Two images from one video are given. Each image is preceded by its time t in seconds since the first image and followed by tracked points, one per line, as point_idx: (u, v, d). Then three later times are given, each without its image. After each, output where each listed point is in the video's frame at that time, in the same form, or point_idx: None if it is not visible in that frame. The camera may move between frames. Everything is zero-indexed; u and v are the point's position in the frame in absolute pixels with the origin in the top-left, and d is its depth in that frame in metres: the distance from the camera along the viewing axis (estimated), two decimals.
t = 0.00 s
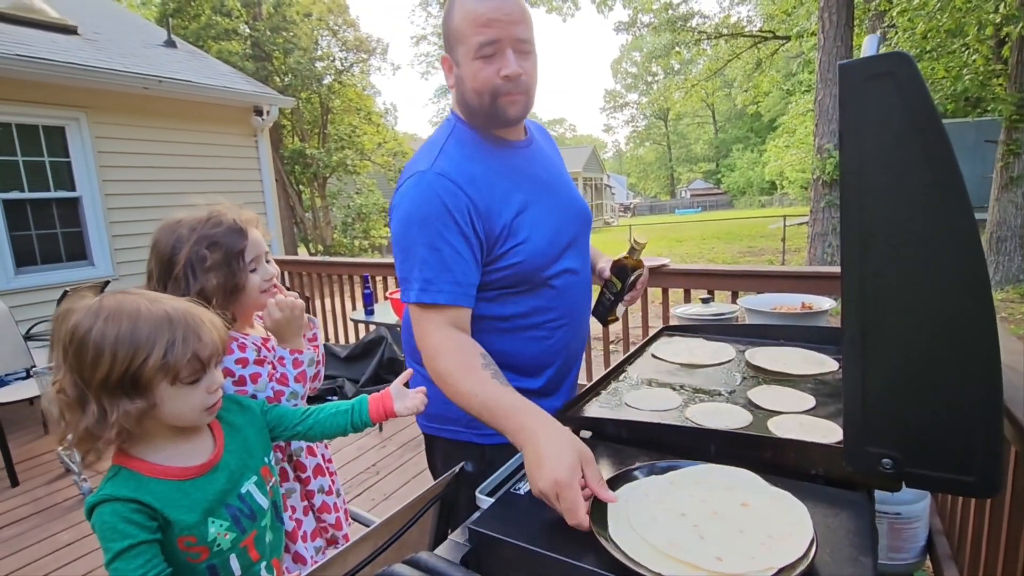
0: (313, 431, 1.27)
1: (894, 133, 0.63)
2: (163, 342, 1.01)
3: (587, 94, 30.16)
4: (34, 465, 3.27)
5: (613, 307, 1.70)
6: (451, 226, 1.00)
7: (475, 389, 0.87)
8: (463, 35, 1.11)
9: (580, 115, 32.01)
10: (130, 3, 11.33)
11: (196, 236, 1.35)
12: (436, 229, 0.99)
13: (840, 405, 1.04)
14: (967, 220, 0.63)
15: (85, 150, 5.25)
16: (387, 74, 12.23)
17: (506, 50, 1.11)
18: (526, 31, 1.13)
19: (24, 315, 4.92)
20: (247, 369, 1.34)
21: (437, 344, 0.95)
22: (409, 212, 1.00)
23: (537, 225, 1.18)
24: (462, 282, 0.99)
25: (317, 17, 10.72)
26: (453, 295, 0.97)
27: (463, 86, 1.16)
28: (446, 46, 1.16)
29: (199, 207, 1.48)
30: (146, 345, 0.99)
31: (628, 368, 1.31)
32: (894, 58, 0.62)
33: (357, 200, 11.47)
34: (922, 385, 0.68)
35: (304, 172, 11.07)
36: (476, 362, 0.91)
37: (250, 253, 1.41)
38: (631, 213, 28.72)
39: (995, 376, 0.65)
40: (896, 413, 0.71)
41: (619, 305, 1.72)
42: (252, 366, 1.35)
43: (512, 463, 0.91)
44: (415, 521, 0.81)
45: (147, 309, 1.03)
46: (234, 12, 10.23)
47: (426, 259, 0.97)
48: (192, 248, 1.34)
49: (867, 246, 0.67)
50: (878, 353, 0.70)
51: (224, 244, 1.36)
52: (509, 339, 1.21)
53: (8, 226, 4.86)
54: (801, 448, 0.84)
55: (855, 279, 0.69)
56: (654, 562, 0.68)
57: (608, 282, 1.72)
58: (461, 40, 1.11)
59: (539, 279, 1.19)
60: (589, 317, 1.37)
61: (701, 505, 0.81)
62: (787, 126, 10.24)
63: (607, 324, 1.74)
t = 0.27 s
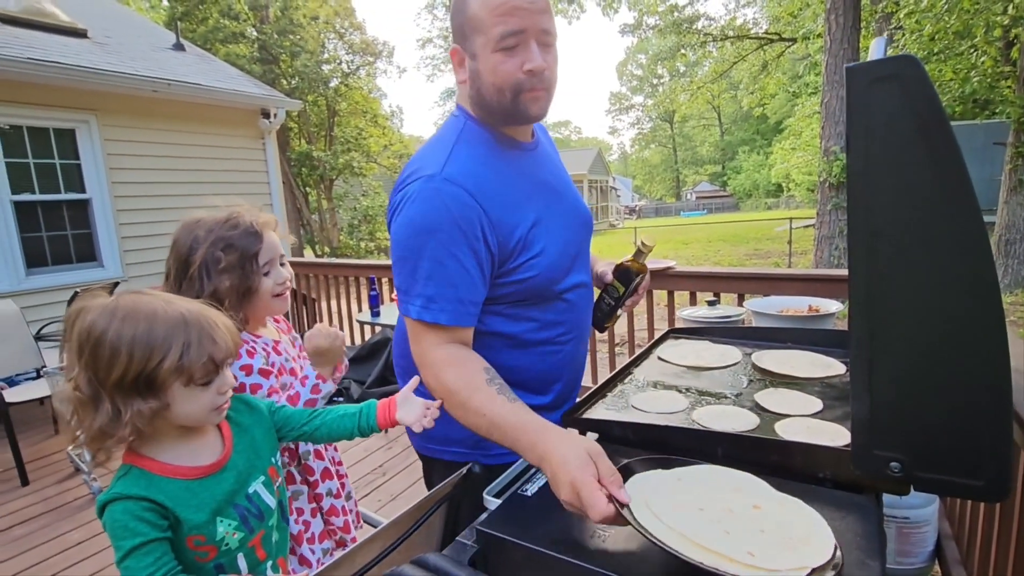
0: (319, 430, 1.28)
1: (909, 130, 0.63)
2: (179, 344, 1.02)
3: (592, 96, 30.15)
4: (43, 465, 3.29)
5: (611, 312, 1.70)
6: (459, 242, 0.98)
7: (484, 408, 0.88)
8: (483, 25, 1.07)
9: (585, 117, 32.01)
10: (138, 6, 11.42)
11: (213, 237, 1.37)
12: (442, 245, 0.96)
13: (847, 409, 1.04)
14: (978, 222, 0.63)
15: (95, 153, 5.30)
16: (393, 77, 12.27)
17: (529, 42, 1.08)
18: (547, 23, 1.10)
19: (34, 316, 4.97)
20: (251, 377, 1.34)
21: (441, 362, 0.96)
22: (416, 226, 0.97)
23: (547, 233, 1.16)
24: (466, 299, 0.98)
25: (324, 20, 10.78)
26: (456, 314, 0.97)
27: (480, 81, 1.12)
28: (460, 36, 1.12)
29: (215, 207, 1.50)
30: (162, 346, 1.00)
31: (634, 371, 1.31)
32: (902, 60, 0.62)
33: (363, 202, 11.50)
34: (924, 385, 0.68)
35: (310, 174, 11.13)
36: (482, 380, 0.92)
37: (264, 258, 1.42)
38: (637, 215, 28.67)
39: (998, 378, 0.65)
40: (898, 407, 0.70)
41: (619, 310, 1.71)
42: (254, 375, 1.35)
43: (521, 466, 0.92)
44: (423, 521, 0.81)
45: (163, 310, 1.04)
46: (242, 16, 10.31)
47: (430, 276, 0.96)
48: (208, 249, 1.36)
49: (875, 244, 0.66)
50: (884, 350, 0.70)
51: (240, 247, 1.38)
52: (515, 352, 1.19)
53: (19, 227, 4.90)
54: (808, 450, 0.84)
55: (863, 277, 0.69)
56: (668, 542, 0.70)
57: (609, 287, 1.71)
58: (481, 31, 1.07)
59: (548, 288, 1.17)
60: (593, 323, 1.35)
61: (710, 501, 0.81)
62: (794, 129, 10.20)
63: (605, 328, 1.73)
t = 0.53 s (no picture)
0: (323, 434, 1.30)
1: (919, 133, 0.63)
2: (188, 345, 1.03)
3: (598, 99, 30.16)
4: (53, 464, 3.32)
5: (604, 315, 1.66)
6: (501, 253, 0.84)
7: (546, 437, 0.72)
8: (505, 18, 0.94)
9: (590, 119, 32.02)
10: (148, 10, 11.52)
11: (224, 243, 1.40)
12: (483, 256, 0.81)
13: (855, 412, 1.04)
14: (990, 227, 0.62)
15: (105, 156, 5.35)
16: (400, 80, 12.33)
17: (554, 39, 0.96)
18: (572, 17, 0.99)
19: (45, 316, 5.01)
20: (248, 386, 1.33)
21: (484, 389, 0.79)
22: (453, 233, 0.81)
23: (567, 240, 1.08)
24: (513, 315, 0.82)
25: (331, 24, 10.85)
26: (506, 333, 0.80)
27: (499, 81, 1.00)
28: (473, 32, 0.99)
29: (230, 212, 1.53)
30: (173, 347, 1.01)
31: (641, 373, 1.31)
32: (914, 64, 0.62)
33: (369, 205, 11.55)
34: (926, 386, 0.68)
35: (317, 177, 11.18)
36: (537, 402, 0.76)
37: (271, 267, 1.42)
38: (642, 218, 28.64)
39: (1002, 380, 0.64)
40: (900, 401, 0.70)
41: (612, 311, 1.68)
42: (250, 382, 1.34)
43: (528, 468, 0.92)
44: (430, 522, 0.82)
45: (172, 312, 1.05)
46: (250, 19, 10.39)
47: (472, 292, 0.80)
48: (218, 254, 1.39)
49: (881, 247, 0.67)
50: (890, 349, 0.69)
51: (247, 254, 1.40)
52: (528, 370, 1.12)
53: (30, 229, 4.95)
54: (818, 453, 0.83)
55: (871, 279, 0.69)
56: (794, 574, 0.60)
57: (606, 288, 1.68)
58: (501, 25, 0.94)
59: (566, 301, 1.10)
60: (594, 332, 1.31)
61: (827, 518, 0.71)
62: (801, 132, 10.18)
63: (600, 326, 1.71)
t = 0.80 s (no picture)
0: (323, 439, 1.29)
1: (924, 138, 0.62)
2: (187, 347, 1.03)
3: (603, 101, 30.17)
4: (60, 464, 3.34)
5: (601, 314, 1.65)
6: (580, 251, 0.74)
7: (726, 474, 0.58)
8: (529, 23, 0.87)
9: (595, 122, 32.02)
10: (157, 13, 11.60)
11: (226, 244, 1.41)
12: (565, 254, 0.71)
13: (861, 416, 1.03)
14: (993, 234, 0.61)
15: (113, 158, 5.39)
16: (405, 83, 12.37)
17: (579, 42, 0.89)
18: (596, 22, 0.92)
19: (52, 317, 5.05)
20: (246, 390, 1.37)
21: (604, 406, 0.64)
22: (533, 230, 0.71)
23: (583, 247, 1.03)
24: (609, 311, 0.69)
25: (338, 27, 10.91)
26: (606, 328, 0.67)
27: (522, 88, 0.92)
28: (491, 37, 0.92)
29: (242, 211, 1.55)
30: (172, 349, 1.02)
31: (645, 376, 1.31)
32: (918, 67, 0.62)
33: (375, 207, 11.59)
34: (920, 388, 0.68)
35: (323, 179, 11.23)
36: (704, 428, 0.61)
37: (270, 268, 1.42)
38: (647, 220, 28.60)
39: (990, 382, 0.64)
40: (893, 399, 0.70)
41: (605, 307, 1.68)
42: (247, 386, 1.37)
43: (531, 469, 0.91)
44: (432, 523, 0.82)
45: (171, 314, 1.06)
46: (257, 23, 10.47)
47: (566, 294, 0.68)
48: (220, 255, 1.41)
49: (887, 253, 0.66)
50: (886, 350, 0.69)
51: (246, 256, 1.40)
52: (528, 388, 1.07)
53: (39, 230, 4.99)
54: (822, 457, 0.83)
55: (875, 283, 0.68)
56: None
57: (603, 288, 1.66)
58: (526, 30, 0.87)
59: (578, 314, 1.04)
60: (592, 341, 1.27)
61: None
62: (807, 134, 10.14)
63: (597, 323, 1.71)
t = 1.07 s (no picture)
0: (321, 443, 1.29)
1: (923, 143, 0.62)
2: (166, 346, 1.04)
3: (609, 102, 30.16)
4: (66, 462, 3.36)
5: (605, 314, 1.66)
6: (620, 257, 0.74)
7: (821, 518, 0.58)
8: (550, 44, 0.82)
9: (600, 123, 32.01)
10: (165, 15, 11.68)
11: (230, 251, 1.41)
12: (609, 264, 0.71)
13: (867, 418, 1.02)
14: (997, 230, 0.61)
15: (120, 159, 5.43)
16: (411, 84, 12.41)
17: (601, 61, 0.84)
18: (617, 36, 0.87)
19: (60, 316, 5.09)
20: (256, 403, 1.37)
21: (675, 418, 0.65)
22: (577, 243, 0.72)
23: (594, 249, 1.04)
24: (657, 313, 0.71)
25: (344, 28, 10.95)
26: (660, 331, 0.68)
27: (542, 113, 0.88)
28: (508, 57, 0.87)
29: (250, 215, 1.55)
30: (150, 348, 1.03)
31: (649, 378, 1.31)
32: (925, 67, 0.61)
33: (380, 207, 11.62)
34: (920, 384, 0.68)
35: (328, 180, 11.27)
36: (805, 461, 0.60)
37: (276, 274, 1.42)
38: (653, 222, 28.55)
39: (996, 384, 0.63)
40: (897, 398, 0.69)
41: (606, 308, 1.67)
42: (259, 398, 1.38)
43: (533, 470, 0.91)
44: (435, 524, 0.82)
45: (158, 313, 1.06)
46: (264, 24, 10.53)
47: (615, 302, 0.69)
48: (225, 262, 1.41)
49: (897, 249, 0.65)
50: (890, 347, 0.69)
51: (250, 262, 1.40)
52: (532, 393, 1.07)
53: (48, 230, 5.03)
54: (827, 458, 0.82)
55: (880, 282, 0.68)
56: None
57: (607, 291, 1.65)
58: (546, 52, 0.83)
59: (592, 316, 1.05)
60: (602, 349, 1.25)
61: None
62: (813, 135, 10.10)
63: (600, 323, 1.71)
